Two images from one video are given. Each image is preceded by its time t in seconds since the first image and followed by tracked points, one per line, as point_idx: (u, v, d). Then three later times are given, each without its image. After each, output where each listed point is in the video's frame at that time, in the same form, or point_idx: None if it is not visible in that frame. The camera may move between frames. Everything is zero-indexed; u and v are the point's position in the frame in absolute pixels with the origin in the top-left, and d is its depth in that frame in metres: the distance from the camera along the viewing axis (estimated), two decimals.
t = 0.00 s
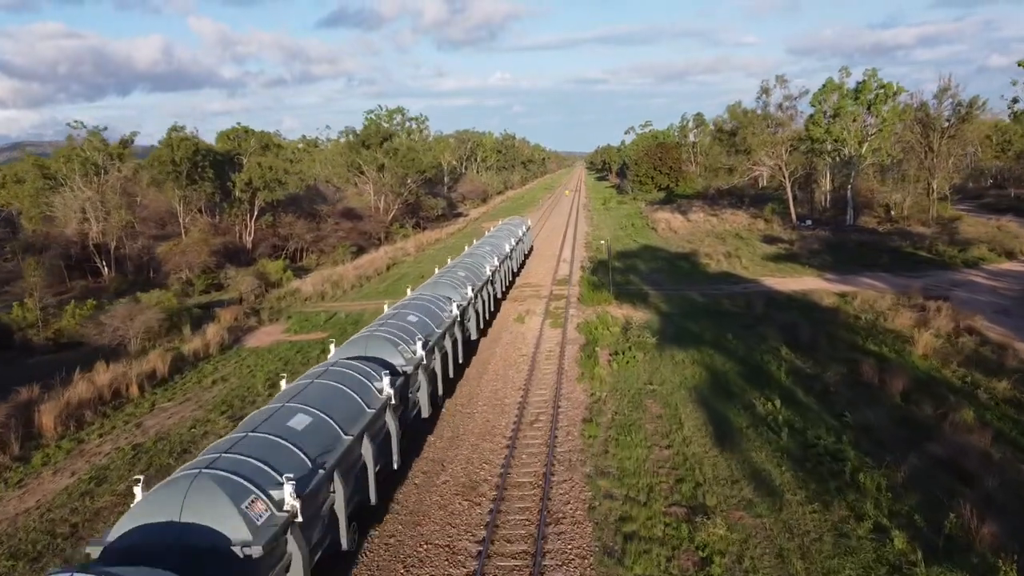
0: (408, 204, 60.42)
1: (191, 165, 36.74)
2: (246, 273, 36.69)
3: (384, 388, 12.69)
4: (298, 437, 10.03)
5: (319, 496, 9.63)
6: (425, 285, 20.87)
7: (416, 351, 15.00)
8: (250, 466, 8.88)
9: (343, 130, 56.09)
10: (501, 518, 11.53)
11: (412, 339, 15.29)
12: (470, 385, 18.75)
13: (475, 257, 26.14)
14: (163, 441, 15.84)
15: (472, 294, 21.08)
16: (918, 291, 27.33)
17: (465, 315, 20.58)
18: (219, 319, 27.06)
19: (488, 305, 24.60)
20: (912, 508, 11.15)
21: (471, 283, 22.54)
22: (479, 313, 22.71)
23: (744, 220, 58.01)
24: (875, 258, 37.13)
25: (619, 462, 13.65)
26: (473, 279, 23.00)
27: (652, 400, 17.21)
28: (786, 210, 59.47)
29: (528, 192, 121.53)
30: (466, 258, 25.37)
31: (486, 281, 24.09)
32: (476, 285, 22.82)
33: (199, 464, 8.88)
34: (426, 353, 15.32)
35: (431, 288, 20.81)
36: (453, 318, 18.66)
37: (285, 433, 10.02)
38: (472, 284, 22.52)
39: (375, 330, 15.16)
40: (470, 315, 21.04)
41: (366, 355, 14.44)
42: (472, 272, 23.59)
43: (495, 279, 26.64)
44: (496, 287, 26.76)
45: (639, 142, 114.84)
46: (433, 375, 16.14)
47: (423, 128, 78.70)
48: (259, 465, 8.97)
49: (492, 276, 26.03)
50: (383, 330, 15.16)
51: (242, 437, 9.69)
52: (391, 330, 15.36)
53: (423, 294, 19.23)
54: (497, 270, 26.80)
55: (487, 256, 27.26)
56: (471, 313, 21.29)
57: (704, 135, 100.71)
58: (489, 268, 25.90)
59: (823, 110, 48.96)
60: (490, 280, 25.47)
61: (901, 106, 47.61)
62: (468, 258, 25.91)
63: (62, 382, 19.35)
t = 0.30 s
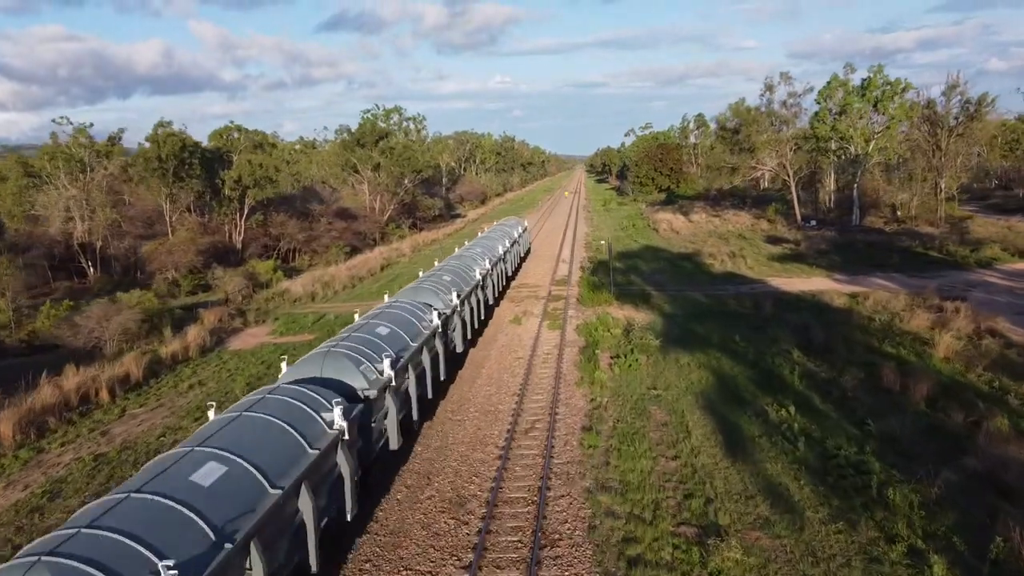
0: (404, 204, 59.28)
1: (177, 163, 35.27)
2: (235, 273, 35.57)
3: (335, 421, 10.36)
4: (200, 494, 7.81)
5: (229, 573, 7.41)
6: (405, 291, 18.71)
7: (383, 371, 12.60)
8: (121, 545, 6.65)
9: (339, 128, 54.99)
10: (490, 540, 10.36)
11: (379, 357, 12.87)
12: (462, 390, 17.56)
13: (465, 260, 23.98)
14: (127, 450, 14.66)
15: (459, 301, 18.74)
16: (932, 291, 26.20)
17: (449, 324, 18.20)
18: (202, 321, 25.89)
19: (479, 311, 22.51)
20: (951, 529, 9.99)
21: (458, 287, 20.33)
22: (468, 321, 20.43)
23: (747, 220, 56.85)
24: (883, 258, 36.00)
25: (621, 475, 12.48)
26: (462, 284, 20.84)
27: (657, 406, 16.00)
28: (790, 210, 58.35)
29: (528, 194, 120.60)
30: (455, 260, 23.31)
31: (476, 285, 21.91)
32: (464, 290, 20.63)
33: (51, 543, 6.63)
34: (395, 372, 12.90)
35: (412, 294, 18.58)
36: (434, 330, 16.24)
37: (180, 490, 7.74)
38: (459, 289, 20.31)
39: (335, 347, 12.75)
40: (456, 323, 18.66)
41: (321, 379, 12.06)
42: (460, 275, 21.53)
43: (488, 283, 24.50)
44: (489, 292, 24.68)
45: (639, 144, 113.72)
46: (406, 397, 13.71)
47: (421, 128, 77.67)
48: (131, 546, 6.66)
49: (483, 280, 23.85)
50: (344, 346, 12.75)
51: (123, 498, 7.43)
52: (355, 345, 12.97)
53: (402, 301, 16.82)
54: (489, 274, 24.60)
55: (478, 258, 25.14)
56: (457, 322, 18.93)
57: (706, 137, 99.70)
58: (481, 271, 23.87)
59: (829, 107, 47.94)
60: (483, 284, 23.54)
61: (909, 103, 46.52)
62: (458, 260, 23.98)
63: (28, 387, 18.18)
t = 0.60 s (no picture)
0: (400, 204, 58.12)
1: (164, 159, 34.19)
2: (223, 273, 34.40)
3: (256, 471, 7.48)
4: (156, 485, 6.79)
5: None
6: (376, 299, 16.44)
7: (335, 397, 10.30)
8: (69, 545, 5.54)
9: (333, 127, 53.85)
10: (478, 566, 9.18)
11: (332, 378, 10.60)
12: (452, 396, 16.35)
13: (450, 263, 21.79)
14: (86, 461, 13.45)
15: (440, 307, 16.46)
16: (948, 291, 25.05)
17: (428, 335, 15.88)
18: (183, 322, 24.69)
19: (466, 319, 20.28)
20: (999, 555, 8.84)
21: (439, 293, 18.05)
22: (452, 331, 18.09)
23: (750, 221, 55.69)
24: (893, 258, 34.86)
25: (625, 490, 11.28)
26: (444, 289, 18.58)
27: (662, 413, 14.83)
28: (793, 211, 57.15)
29: (527, 196, 119.31)
30: (440, 262, 21.15)
31: (462, 290, 19.68)
32: (447, 297, 18.35)
33: None
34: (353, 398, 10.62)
35: (385, 303, 16.31)
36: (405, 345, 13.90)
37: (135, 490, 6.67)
38: (441, 296, 18.02)
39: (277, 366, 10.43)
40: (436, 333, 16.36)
41: (252, 412, 9.66)
42: (443, 279, 19.33)
43: (476, 287, 22.31)
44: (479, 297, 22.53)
45: (639, 145, 112.69)
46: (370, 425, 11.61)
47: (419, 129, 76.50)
48: None
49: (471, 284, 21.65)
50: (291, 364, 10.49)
51: (15, 532, 5.59)
52: (300, 364, 10.61)
53: (369, 311, 14.48)
54: (478, 278, 22.38)
55: (466, 260, 22.97)
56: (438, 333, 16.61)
57: (707, 138, 98.68)
58: (469, 275, 21.72)
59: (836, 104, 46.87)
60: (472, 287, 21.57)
61: (917, 99, 45.45)
62: (444, 262, 21.91)
63: None
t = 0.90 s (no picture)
0: (396, 204, 56.96)
1: (149, 155, 33.04)
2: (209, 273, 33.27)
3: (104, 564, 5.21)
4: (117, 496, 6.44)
5: None
6: (340, 308, 14.21)
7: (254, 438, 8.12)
8: None
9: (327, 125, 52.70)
10: None
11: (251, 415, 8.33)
12: (440, 401, 15.13)
13: (433, 267, 19.63)
14: (36, 473, 12.30)
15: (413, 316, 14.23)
16: (965, 290, 23.92)
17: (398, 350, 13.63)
18: (162, 324, 23.52)
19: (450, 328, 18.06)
20: None
21: (416, 300, 15.81)
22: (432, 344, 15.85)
23: (753, 221, 54.55)
24: (902, 257, 33.71)
25: (629, 508, 10.12)
26: (422, 295, 16.36)
27: (667, 421, 13.63)
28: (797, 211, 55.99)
29: (527, 198, 118.22)
30: (421, 265, 19.03)
31: (445, 296, 17.45)
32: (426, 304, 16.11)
33: None
34: (280, 438, 8.41)
35: (350, 312, 14.09)
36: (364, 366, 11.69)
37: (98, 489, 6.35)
38: (418, 303, 15.79)
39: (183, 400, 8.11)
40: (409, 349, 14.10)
41: (139, 461, 7.40)
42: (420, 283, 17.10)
43: (463, 292, 20.15)
44: (467, 302, 20.38)
45: (639, 147, 111.53)
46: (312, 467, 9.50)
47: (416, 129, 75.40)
48: None
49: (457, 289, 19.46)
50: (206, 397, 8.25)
51: None
52: (216, 396, 8.51)
53: (325, 324, 12.26)
54: (466, 281, 20.25)
55: (453, 262, 20.86)
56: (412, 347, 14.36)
57: (708, 139, 97.60)
58: (454, 278, 19.60)
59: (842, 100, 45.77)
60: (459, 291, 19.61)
61: (925, 96, 44.38)
62: (426, 265, 19.87)
63: None
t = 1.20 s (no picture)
0: (392, 204, 55.87)
1: (133, 151, 31.87)
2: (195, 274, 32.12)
3: None
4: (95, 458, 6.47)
5: None
6: (286, 320, 11.94)
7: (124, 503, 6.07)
8: None
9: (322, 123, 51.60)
10: None
11: (159, 454, 6.69)
12: (426, 407, 13.94)
13: (409, 270, 17.42)
14: None
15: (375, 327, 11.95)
16: (983, 290, 22.80)
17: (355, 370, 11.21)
18: (139, 325, 22.35)
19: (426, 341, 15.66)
20: None
21: (382, 309, 13.53)
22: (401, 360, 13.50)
23: (756, 222, 53.45)
24: (913, 257, 32.57)
25: (633, 531, 8.92)
26: (391, 303, 14.09)
27: (673, 430, 12.43)
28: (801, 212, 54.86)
29: (526, 200, 117.14)
30: (396, 268, 16.89)
31: (420, 302, 15.19)
32: (395, 313, 13.83)
33: None
34: (144, 514, 6.04)
35: (299, 325, 11.84)
36: (301, 395, 9.35)
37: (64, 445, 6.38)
38: (385, 312, 13.51)
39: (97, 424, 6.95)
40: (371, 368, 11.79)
41: None
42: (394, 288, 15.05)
43: (444, 296, 17.93)
44: (450, 308, 18.19)
45: (640, 149, 110.59)
46: (212, 538, 7.19)
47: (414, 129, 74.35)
48: None
49: (437, 294, 17.25)
50: (110, 425, 6.82)
51: None
52: (60, 452, 6.17)
53: (254, 342, 9.92)
54: (447, 285, 18.03)
55: (434, 264, 18.70)
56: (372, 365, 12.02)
57: (709, 141, 96.70)
58: (433, 282, 17.43)
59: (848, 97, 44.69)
60: (440, 295, 17.60)
61: (933, 92, 43.37)
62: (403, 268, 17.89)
63: None
